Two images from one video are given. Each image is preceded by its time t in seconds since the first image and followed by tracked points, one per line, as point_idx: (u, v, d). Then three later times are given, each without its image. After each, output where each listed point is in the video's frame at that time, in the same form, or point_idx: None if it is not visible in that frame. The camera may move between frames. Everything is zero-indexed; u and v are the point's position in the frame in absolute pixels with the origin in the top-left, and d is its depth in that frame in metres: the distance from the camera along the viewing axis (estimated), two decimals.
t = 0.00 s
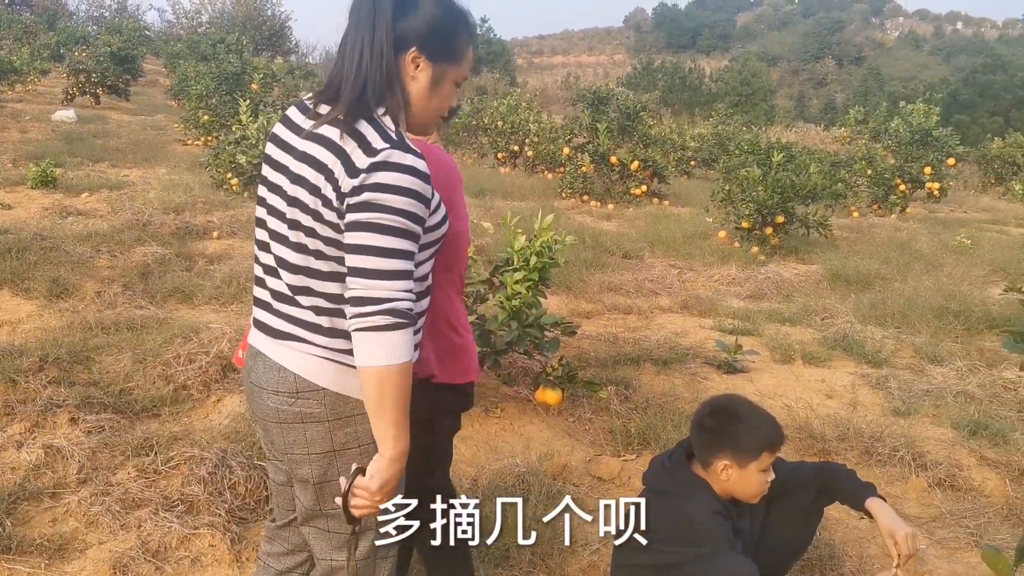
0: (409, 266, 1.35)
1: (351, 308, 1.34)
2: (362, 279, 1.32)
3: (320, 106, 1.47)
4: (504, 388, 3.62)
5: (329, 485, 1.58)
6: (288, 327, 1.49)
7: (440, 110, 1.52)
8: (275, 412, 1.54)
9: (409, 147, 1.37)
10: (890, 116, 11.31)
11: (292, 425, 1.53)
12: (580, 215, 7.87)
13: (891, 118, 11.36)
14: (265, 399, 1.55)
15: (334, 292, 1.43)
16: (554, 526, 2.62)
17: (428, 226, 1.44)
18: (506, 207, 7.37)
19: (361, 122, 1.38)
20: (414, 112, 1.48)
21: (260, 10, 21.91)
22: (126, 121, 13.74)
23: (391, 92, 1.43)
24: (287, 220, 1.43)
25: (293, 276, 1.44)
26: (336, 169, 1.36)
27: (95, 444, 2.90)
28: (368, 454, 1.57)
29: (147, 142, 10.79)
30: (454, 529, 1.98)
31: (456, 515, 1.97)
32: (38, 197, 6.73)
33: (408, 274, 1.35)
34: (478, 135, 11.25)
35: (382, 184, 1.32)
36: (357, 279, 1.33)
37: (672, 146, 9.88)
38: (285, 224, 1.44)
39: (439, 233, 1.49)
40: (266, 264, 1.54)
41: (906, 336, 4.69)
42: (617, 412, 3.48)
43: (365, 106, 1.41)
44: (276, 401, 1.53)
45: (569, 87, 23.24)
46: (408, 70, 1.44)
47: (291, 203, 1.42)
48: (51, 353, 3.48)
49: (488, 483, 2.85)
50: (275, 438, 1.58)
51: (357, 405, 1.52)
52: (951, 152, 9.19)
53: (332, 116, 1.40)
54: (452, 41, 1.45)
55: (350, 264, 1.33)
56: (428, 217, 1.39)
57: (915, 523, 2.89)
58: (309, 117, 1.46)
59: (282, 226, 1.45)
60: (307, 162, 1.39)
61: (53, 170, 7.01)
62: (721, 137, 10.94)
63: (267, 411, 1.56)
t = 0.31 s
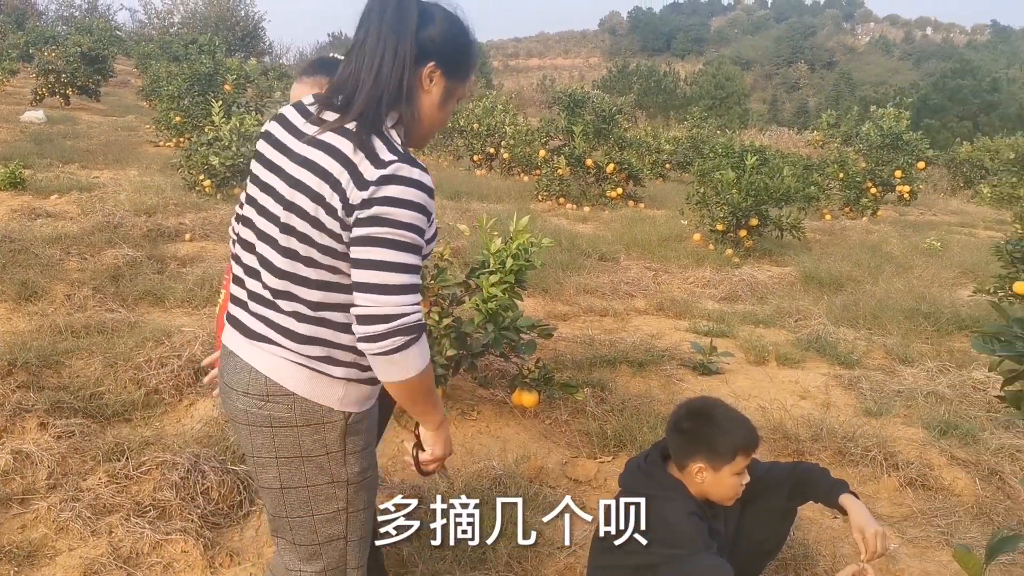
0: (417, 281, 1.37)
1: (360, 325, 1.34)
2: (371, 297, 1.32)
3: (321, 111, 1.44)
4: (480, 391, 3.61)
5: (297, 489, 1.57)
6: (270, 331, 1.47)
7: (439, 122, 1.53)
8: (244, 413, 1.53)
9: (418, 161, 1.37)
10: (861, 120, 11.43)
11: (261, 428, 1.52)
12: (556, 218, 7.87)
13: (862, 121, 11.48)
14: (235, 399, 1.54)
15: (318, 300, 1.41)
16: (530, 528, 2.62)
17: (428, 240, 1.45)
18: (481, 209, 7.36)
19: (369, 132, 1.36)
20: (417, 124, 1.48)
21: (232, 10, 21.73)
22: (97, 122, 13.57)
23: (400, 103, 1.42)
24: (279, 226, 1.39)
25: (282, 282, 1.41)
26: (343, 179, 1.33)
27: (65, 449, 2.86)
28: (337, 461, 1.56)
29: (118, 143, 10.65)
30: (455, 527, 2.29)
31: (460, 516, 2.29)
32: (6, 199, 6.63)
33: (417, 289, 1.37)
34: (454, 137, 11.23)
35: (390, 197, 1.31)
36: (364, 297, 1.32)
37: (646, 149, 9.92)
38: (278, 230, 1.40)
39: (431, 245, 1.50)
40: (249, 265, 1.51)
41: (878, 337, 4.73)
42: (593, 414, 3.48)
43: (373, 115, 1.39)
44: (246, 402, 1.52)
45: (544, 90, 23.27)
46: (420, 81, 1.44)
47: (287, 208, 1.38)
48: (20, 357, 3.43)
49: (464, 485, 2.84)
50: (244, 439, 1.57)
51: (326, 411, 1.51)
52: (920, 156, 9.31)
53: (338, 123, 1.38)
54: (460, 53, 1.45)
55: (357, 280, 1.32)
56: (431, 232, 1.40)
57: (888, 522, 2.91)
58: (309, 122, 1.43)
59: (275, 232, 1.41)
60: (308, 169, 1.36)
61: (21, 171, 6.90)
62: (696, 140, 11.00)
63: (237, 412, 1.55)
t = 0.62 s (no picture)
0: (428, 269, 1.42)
1: (382, 311, 1.40)
2: (391, 291, 1.37)
3: (310, 110, 1.43)
4: (457, 393, 3.60)
5: (291, 485, 1.54)
6: (267, 330, 1.45)
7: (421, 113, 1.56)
8: (242, 410, 1.51)
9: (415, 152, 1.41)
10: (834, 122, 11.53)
11: (259, 425, 1.50)
12: (533, 219, 7.87)
13: (835, 123, 11.58)
14: (232, 397, 1.53)
15: (318, 293, 1.41)
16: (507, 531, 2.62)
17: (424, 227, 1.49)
18: (458, 211, 7.35)
19: (366, 129, 1.37)
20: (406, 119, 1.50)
21: (205, 10, 21.55)
22: (67, 122, 13.41)
23: (394, 101, 1.43)
24: (281, 226, 1.40)
25: (284, 279, 1.42)
26: (345, 174, 1.34)
27: (34, 454, 2.81)
28: (333, 456, 1.53)
29: (89, 144, 10.52)
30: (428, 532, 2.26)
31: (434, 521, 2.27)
32: None
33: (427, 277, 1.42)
34: (430, 139, 11.21)
35: (397, 193, 1.33)
36: (384, 289, 1.37)
37: (622, 151, 9.96)
38: (279, 228, 1.40)
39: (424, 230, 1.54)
40: (241, 266, 1.49)
41: (851, 338, 4.77)
42: (570, 415, 3.48)
43: (368, 114, 1.38)
44: (243, 399, 1.51)
45: (520, 92, 23.28)
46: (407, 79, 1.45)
47: (288, 207, 1.39)
48: None
49: (441, 487, 2.82)
50: (241, 436, 1.55)
51: (325, 406, 1.49)
52: (892, 158, 9.40)
53: (335, 122, 1.38)
54: (435, 46, 1.47)
55: (373, 272, 1.36)
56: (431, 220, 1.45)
57: (861, 521, 2.94)
58: (300, 122, 1.42)
59: (274, 231, 1.41)
60: (308, 168, 1.36)
61: None
62: (671, 142, 11.06)
63: (234, 410, 1.53)
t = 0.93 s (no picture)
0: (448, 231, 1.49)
1: (413, 282, 1.46)
2: (429, 256, 1.44)
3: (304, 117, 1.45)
4: (441, 395, 3.59)
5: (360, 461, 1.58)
6: (320, 327, 1.47)
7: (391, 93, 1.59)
8: (311, 401, 1.52)
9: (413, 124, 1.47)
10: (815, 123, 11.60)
11: (331, 412, 1.52)
12: (516, 220, 7.87)
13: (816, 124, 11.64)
14: (281, 387, 1.54)
15: (367, 279, 1.46)
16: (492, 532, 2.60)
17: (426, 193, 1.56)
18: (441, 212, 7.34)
19: (370, 118, 1.42)
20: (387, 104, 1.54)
21: (185, 10, 21.40)
22: (46, 122, 13.29)
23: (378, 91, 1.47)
24: (315, 226, 1.42)
25: (328, 275, 1.44)
26: (371, 162, 1.39)
27: (13, 458, 2.77)
28: (391, 427, 1.59)
29: (68, 144, 10.43)
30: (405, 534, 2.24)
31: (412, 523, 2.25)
32: None
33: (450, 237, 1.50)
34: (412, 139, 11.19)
35: (420, 166, 1.40)
36: (417, 257, 1.43)
37: (604, 152, 9.97)
38: (313, 229, 1.42)
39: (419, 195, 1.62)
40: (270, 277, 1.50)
41: (833, 338, 4.80)
42: (554, 416, 3.47)
43: (363, 102, 1.42)
44: (311, 391, 1.51)
45: (502, 92, 23.27)
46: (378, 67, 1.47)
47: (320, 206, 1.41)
48: None
49: (425, 489, 2.81)
50: (305, 423, 1.56)
51: (384, 385, 1.53)
52: (872, 159, 9.47)
53: (340, 120, 1.41)
54: (392, 20, 1.47)
55: (403, 243, 1.43)
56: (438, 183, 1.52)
57: (843, 520, 2.95)
58: (301, 128, 1.44)
59: (307, 233, 1.43)
60: (331, 163, 1.40)
61: None
62: (654, 142, 11.09)
63: (300, 401, 1.53)
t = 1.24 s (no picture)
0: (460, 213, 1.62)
1: (441, 263, 1.57)
2: (454, 236, 1.55)
3: (321, 111, 1.51)
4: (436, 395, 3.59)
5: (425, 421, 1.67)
6: (364, 313, 1.54)
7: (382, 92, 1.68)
8: (371, 387, 1.58)
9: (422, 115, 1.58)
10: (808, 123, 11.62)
11: (389, 391, 1.59)
12: (510, 220, 7.86)
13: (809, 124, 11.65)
14: (331, 378, 1.58)
15: (401, 262, 1.56)
16: (488, 532, 2.60)
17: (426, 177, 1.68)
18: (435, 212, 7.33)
19: (389, 109, 1.51)
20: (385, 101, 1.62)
21: (178, 10, 21.32)
22: (38, 122, 13.23)
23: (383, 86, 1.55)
24: (351, 215, 1.50)
25: (368, 262, 1.52)
26: (401, 150, 1.48)
27: (6, 459, 2.75)
28: (435, 393, 1.68)
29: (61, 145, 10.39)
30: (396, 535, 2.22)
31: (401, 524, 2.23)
32: None
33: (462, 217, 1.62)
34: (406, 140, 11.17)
35: (444, 152, 1.52)
36: (445, 237, 1.54)
37: (598, 153, 9.96)
38: (350, 218, 1.50)
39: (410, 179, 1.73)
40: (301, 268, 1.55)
41: (827, 338, 4.80)
42: (549, 416, 3.47)
43: (377, 97, 1.51)
44: (368, 376, 1.57)
45: (496, 93, 23.25)
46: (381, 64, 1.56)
47: (356, 194, 1.49)
48: None
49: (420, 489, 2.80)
50: (364, 409, 1.61)
51: (426, 356, 1.63)
52: (865, 159, 9.48)
53: (362, 112, 1.49)
54: (392, 18, 1.56)
55: (429, 225, 1.53)
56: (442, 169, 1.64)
57: (838, 519, 2.96)
58: (320, 123, 1.50)
59: (342, 222, 1.50)
60: (365, 153, 1.48)
61: None
62: (647, 143, 11.10)
63: (357, 391, 1.58)
